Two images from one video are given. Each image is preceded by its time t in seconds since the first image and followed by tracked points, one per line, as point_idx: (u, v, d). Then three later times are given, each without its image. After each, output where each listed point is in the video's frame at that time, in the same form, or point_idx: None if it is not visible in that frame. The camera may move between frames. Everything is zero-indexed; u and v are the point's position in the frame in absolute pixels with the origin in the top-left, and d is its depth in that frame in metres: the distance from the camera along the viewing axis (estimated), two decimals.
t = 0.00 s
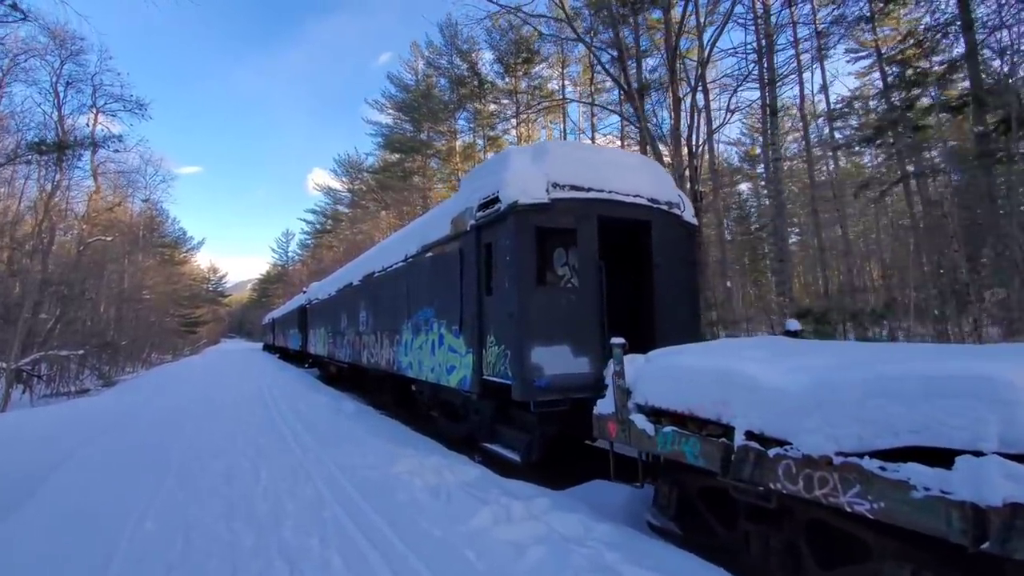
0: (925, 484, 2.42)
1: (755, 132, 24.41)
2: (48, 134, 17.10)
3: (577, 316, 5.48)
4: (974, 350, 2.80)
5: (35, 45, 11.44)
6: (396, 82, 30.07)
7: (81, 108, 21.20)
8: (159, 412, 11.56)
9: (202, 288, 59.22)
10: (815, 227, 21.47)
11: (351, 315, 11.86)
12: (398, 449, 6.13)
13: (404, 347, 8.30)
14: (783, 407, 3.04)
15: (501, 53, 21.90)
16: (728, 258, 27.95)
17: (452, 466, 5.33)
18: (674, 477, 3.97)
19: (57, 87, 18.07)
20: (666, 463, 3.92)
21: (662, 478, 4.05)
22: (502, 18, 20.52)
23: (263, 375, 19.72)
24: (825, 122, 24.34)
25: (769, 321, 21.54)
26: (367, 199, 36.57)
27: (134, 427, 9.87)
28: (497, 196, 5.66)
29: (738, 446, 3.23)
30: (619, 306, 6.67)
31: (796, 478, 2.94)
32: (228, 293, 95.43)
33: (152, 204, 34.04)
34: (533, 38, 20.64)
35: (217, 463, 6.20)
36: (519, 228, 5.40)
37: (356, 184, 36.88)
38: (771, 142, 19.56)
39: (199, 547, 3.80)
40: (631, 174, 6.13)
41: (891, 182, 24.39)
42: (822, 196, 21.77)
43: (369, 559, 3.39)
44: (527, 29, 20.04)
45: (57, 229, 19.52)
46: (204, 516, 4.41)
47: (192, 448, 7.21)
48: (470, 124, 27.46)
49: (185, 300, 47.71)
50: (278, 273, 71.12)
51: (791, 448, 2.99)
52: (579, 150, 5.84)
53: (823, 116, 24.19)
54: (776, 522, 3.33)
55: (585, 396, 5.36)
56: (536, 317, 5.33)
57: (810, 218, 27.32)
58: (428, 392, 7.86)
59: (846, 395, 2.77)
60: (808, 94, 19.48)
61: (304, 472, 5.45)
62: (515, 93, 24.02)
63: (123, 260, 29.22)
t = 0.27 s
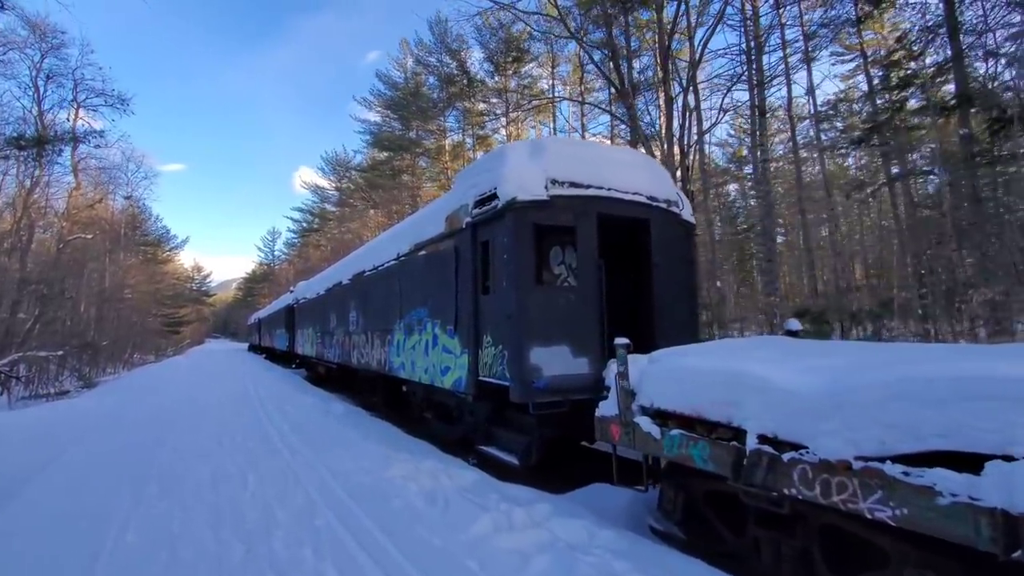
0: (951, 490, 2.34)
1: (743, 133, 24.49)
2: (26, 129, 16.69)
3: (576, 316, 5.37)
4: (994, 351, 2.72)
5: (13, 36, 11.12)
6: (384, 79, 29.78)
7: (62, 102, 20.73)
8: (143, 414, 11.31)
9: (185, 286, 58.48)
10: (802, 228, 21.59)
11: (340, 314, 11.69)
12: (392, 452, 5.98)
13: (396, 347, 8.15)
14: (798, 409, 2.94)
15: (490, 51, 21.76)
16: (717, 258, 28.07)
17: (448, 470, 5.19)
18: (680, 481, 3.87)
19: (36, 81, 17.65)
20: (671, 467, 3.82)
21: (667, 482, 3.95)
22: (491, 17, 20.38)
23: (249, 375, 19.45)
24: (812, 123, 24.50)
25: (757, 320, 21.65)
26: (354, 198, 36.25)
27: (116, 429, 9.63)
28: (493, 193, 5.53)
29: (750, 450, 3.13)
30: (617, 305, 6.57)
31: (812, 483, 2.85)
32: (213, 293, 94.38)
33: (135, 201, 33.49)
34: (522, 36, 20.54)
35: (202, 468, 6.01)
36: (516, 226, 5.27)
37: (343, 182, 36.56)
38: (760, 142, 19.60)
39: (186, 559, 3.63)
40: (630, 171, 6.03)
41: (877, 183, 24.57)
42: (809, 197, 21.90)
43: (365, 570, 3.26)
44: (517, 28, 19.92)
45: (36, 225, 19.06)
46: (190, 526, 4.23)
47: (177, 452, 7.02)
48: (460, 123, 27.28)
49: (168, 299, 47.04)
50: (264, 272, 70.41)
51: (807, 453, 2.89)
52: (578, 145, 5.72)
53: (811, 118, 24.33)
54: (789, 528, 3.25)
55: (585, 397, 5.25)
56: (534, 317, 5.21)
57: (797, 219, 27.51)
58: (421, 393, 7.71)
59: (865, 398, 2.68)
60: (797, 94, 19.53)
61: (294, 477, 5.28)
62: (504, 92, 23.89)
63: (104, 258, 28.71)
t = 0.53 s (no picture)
0: (977, 492, 2.22)
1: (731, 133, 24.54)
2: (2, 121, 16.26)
3: (572, 313, 5.23)
4: (1013, 346, 2.63)
5: None
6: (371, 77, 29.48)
7: (39, 94, 20.22)
8: (123, 415, 11.02)
9: (167, 285, 57.62)
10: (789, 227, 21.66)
11: (327, 313, 11.47)
12: (381, 454, 5.81)
13: (385, 346, 7.97)
14: (811, 408, 2.82)
15: (479, 49, 21.57)
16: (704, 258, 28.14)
17: (439, 472, 5.03)
18: (682, 482, 3.74)
19: (12, 72, 17.20)
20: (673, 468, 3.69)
21: (668, 484, 3.83)
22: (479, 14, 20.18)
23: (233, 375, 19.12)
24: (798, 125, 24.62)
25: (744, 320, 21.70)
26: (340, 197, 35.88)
27: (94, 431, 9.34)
28: (488, 186, 5.39)
29: (759, 450, 3.01)
30: (611, 303, 6.44)
31: (825, 485, 2.73)
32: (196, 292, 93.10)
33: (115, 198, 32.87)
34: (511, 34, 20.37)
35: (183, 471, 5.79)
36: (511, 220, 5.12)
37: (330, 181, 36.18)
38: (748, 143, 19.62)
39: (163, 569, 3.43)
40: (626, 165, 5.91)
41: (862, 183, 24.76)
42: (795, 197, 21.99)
43: None
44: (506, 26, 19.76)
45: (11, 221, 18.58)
46: (169, 534, 4.03)
47: (156, 454, 6.78)
48: (448, 121, 27.06)
49: (150, 298, 46.28)
50: (248, 271, 69.60)
51: (819, 453, 2.76)
52: (575, 139, 5.59)
53: (797, 119, 24.45)
54: (797, 531, 3.13)
55: (581, 396, 5.12)
56: (530, 314, 5.07)
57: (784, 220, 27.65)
58: (411, 393, 7.55)
59: (881, 396, 2.57)
60: (784, 96, 19.60)
61: (279, 481, 5.09)
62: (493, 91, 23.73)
63: (82, 256, 28.12)
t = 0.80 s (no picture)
0: None
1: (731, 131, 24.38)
2: None
3: (577, 310, 5.05)
4: None
5: None
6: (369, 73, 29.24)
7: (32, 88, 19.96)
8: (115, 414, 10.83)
9: (164, 283, 57.34)
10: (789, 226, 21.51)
11: (323, 311, 11.28)
12: (379, 456, 5.62)
13: (383, 344, 7.78)
14: (839, 411, 2.65)
15: (477, 45, 21.35)
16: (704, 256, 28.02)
17: (439, 475, 4.85)
18: (695, 488, 3.57)
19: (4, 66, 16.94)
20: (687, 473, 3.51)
21: (681, 489, 3.65)
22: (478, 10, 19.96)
23: (229, 374, 18.92)
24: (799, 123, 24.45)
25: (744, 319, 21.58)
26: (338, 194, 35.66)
27: (86, 431, 9.14)
28: (490, 178, 5.21)
29: (782, 455, 2.83)
30: (616, 300, 6.27)
31: (854, 493, 2.56)
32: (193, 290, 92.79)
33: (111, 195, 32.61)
34: (510, 31, 20.15)
35: (173, 474, 5.60)
36: (514, 213, 4.94)
37: (327, 178, 35.94)
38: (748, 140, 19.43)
39: None
40: (632, 158, 5.73)
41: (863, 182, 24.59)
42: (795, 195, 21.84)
43: None
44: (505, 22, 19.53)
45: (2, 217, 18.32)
46: (157, 541, 3.85)
47: (147, 456, 6.58)
48: (446, 118, 26.84)
49: (146, 296, 46.01)
50: (245, 269, 69.32)
51: (848, 458, 2.60)
52: (580, 130, 5.40)
53: (797, 117, 24.30)
54: (821, 540, 2.96)
55: (586, 397, 4.95)
56: (534, 311, 4.89)
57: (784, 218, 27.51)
58: (410, 392, 7.37)
59: (916, 400, 2.39)
60: (786, 93, 19.40)
61: (273, 485, 4.91)
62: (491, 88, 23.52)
63: (76, 253, 27.87)
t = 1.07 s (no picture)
0: None
1: (733, 128, 24.21)
2: None
3: (584, 308, 4.91)
4: None
5: None
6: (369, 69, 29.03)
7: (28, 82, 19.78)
8: (112, 412, 10.70)
9: (163, 280, 57.21)
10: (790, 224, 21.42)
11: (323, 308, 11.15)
12: (379, 457, 5.49)
13: (383, 342, 7.65)
14: (863, 414, 2.52)
15: (479, 43, 21.20)
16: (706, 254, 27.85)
17: (442, 477, 4.72)
18: (709, 493, 3.43)
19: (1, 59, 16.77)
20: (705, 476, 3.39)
21: (694, 494, 3.52)
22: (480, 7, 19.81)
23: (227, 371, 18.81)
24: (801, 121, 24.31)
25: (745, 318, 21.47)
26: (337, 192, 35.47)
27: (81, 429, 9.01)
28: (495, 172, 5.06)
29: (806, 462, 2.69)
30: (622, 298, 6.12)
31: (884, 502, 2.42)
32: (191, 287, 92.70)
33: (109, 190, 32.47)
34: (511, 29, 20.03)
35: (168, 475, 5.46)
36: (519, 208, 4.79)
37: (327, 175, 35.78)
38: (751, 138, 19.27)
39: None
40: (640, 153, 5.58)
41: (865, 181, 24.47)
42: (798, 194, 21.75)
43: None
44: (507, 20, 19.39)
45: None
46: (150, 545, 3.71)
47: (143, 456, 6.45)
48: (447, 116, 26.67)
49: (144, 293, 45.88)
50: (245, 266, 69.21)
51: (876, 466, 2.46)
52: (587, 124, 5.25)
53: (799, 116, 24.15)
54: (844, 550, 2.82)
55: (593, 397, 4.81)
56: (539, 309, 4.74)
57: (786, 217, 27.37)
58: (410, 391, 7.23)
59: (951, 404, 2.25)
60: (789, 91, 19.26)
61: (271, 486, 4.77)
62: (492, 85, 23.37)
63: (74, 249, 27.73)
